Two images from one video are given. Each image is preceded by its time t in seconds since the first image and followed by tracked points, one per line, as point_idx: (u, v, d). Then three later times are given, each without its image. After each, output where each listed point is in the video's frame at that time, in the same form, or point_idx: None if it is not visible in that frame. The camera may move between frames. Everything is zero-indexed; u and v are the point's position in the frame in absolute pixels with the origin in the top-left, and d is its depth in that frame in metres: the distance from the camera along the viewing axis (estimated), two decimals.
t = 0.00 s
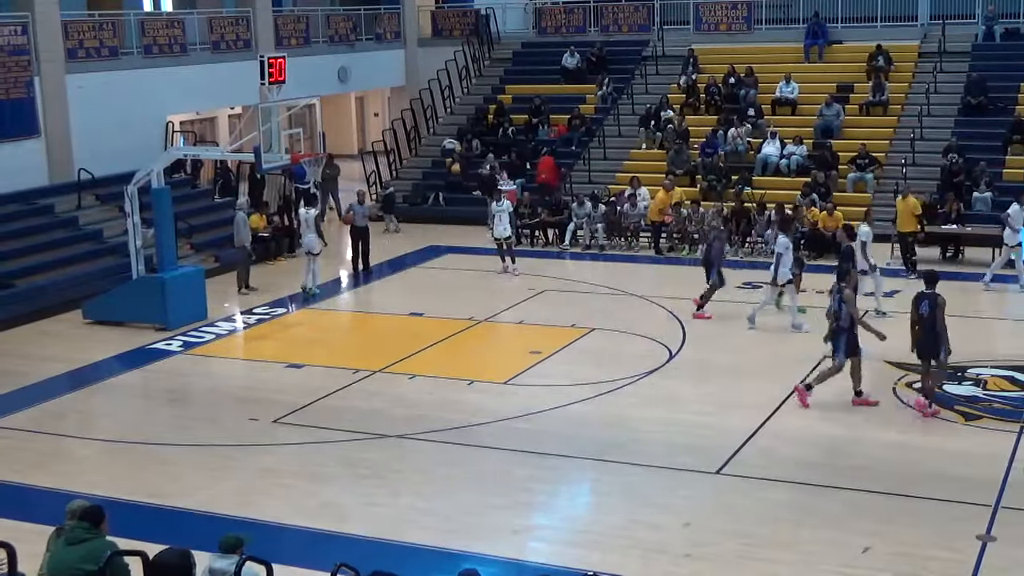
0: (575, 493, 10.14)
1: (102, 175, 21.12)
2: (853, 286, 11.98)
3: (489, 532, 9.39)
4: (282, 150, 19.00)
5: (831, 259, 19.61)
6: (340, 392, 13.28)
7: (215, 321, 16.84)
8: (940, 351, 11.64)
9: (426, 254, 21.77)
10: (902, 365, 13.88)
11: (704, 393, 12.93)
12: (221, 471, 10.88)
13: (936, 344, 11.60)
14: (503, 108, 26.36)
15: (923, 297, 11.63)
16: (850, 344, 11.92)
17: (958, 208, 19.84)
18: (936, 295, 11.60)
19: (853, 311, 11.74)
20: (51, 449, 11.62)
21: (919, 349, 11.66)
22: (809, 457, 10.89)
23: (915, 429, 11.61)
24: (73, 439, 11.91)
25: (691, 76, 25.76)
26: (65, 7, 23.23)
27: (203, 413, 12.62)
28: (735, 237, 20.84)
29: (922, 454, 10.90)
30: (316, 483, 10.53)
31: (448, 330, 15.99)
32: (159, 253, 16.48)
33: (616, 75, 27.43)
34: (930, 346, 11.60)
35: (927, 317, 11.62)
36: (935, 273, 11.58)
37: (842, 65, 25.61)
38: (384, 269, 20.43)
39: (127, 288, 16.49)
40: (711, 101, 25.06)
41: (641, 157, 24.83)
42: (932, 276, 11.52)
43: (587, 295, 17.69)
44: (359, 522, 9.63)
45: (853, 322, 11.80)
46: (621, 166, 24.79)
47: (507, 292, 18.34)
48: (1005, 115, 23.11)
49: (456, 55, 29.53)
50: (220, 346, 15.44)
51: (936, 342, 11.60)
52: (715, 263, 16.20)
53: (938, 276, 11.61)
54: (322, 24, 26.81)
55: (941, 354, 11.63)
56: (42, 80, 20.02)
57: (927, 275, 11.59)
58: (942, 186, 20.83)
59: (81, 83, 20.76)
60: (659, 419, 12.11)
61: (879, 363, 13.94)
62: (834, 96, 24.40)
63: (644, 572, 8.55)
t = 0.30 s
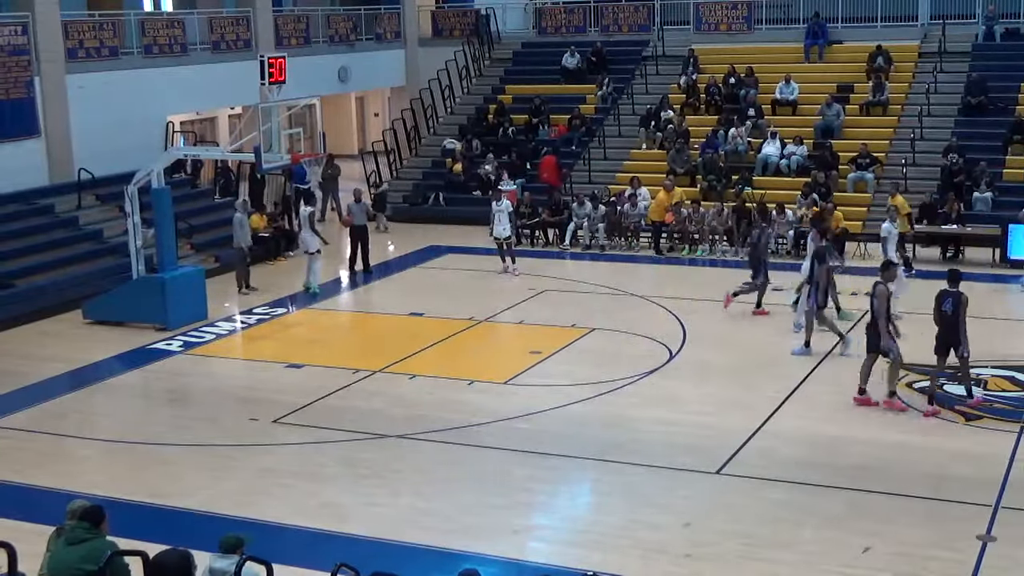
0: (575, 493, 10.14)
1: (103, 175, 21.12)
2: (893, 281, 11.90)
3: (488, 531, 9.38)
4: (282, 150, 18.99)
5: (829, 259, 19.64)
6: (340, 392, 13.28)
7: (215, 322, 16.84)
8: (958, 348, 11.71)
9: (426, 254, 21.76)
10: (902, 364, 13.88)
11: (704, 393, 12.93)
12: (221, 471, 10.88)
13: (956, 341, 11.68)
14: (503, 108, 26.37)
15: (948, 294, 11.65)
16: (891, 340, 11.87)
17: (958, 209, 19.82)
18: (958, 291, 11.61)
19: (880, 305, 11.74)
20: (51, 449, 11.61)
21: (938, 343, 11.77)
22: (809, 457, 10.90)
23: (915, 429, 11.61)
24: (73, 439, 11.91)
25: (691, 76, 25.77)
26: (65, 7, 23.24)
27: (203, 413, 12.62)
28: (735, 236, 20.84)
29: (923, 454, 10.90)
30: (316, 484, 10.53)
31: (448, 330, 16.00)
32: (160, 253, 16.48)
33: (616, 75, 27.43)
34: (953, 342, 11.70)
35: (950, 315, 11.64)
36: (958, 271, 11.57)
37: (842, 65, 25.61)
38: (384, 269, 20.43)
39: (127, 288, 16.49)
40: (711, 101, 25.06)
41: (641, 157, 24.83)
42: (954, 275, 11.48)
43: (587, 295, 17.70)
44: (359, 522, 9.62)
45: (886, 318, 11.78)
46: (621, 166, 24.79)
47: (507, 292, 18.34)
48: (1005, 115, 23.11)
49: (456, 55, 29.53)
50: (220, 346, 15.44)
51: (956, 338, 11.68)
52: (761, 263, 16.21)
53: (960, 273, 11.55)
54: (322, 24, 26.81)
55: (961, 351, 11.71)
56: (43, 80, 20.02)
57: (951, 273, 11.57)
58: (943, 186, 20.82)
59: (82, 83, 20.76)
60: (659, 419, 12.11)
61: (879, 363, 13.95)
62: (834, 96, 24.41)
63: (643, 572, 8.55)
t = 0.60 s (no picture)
0: (575, 493, 10.14)
1: (103, 175, 21.12)
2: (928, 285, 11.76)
3: (488, 532, 9.38)
4: (282, 150, 18.98)
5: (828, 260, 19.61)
6: (340, 392, 13.28)
7: (215, 322, 16.84)
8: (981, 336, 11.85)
9: (425, 254, 21.76)
10: (902, 365, 13.89)
11: (704, 393, 12.93)
12: (221, 471, 10.88)
13: (979, 331, 11.79)
14: (503, 108, 26.38)
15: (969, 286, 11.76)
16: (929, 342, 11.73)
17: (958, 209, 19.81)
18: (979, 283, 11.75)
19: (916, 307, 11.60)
20: (51, 449, 11.61)
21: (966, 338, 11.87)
22: (809, 457, 10.90)
23: (915, 429, 11.62)
24: (73, 439, 11.91)
25: (691, 76, 25.77)
26: (65, 7, 23.23)
27: (203, 413, 12.62)
28: (736, 236, 20.84)
29: (923, 454, 10.90)
30: (316, 483, 10.53)
31: (448, 330, 16.00)
32: (160, 253, 16.47)
33: (616, 75, 27.43)
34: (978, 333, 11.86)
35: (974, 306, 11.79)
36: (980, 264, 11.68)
37: (842, 65, 25.61)
38: (384, 269, 20.43)
39: (127, 288, 16.49)
40: (711, 101, 25.06)
41: (641, 157, 24.82)
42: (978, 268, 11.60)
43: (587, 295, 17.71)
44: (358, 522, 9.62)
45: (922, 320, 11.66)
46: (621, 166, 24.78)
47: (507, 292, 18.34)
48: (1005, 115, 23.11)
49: (456, 55, 29.54)
50: (220, 346, 15.43)
51: (982, 327, 11.79)
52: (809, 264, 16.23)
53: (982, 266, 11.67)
54: (322, 24, 26.81)
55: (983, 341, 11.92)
56: (43, 80, 20.03)
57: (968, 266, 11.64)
58: (943, 186, 20.81)
59: (82, 83, 20.77)
60: (659, 419, 12.11)
61: (879, 363, 13.95)
62: (833, 96, 24.40)
63: (643, 572, 8.54)
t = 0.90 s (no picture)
0: (575, 493, 10.14)
1: (103, 175, 21.12)
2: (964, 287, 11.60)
3: (488, 532, 9.38)
4: (282, 150, 18.97)
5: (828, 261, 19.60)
6: (340, 392, 13.27)
7: (215, 322, 16.84)
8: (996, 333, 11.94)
9: (424, 254, 21.76)
10: (902, 365, 13.88)
11: (704, 393, 12.93)
12: (220, 471, 10.88)
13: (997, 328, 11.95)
14: (503, 108, 26.37)
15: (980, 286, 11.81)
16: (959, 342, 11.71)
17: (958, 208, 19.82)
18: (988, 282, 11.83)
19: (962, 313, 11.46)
20: (51, 449, 11.61)
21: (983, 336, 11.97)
22: (809, 457, 10.90)
23: (915, 429, 11.62)
24: (73, 439, 11.91)
25: (691, 76, 25.77)
26: (65, 7, 23.23)
27: (203, 413, 12.62)
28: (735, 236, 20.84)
29: (924, 454, 10.90)
30: (317, 484, 10.53)
31: (448, 330, 16.00)
32: (160, 253, 16.47)
33: (616, 75, 27.43)
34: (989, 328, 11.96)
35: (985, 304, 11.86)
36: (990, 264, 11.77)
37: (842, 65, 25.61)
38: (384, 269, 20.42)
39: (127, 288, 16.49)
40: (711, 101, 25.06)
41: (641, 157, 24.82)
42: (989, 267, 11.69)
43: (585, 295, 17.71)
44: (358, 522, 9.62)
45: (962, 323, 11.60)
46: (621, 166, 24.78)
47: (507, 292, 18.34)
48: (1005, 115, 23.11)
49: (456, 55, 29.55)
50: (220, 346, 15.43)
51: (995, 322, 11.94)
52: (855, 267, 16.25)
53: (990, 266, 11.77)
54: (322, 23, 26.81)
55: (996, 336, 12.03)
56: (43, 80, 20.03)
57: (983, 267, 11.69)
58: (943, 187, 20.82)
59: (82, 83, 20.77)
60: (659, 419, 12.11)
61: (879, 363, 13.96)
62: (833, 96, 24.39)
63: (643, 572, 8.54)
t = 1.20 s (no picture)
0: (575, 493, 10.14)
1: (102, 175, 21.11)
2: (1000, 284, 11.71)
3: (488, 532, 9.38)
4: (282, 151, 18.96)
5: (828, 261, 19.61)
6: (340, 392, 13.28)
7: (215, 322, 16.84)
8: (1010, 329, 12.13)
9: (424, 254, 21.76)
10: (902, 365, 13.88)
11: (704, 393, 12.93)
12: (220, 471, 10.88)
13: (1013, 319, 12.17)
14: (503, 108, 26.37)
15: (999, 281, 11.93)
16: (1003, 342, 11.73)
17: (958, 208, 19.83)
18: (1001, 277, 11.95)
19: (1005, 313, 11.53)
20: (50, 449, 11.62)
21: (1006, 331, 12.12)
22: (809, 457, 10.90)
23: (915, 429, 11.62)
24: (73, 439, 11.92)
25: (691, 76, 25.77)
26: (65, 7, 23.23)
27: (203, 413, 12.62)
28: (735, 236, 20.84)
29: (924, 454, 10.90)
30: (317, 484, 10.53)
31: (448, 330, 16.00)
32: (160, 253, 16.47)
33: (616, 75, 27.43)
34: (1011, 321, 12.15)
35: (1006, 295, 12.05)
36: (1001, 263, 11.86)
37: (842, 66, 25.59)
38: (384, 269, 20.43)
39: (127, 288, 16.49)
40: (711, 101, 25.05)
41: (642, 157, 24.82)
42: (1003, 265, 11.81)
43: (585, 295, 17.72)
44: (358, 522, 9.62)
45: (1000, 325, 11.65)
46: (621, 166, 24.78)
47: (506, 292, 18.34)
48: (1005, 115, 23.11)
49: (455, 55, 29.55)
50: (220, 347, 15.44)
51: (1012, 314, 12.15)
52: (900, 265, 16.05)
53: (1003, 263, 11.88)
54: (322, 24, 26.82)
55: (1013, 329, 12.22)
56: (42, 80, 20.01)
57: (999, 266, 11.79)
58: (943, 187, 20.82)
59: (82, 83, 20.78)
60: (659, 419, 12.11)
61: (879, 363, 13.96)
62: (833, 96, 24.39)
63: (643, 572, 8.54)
